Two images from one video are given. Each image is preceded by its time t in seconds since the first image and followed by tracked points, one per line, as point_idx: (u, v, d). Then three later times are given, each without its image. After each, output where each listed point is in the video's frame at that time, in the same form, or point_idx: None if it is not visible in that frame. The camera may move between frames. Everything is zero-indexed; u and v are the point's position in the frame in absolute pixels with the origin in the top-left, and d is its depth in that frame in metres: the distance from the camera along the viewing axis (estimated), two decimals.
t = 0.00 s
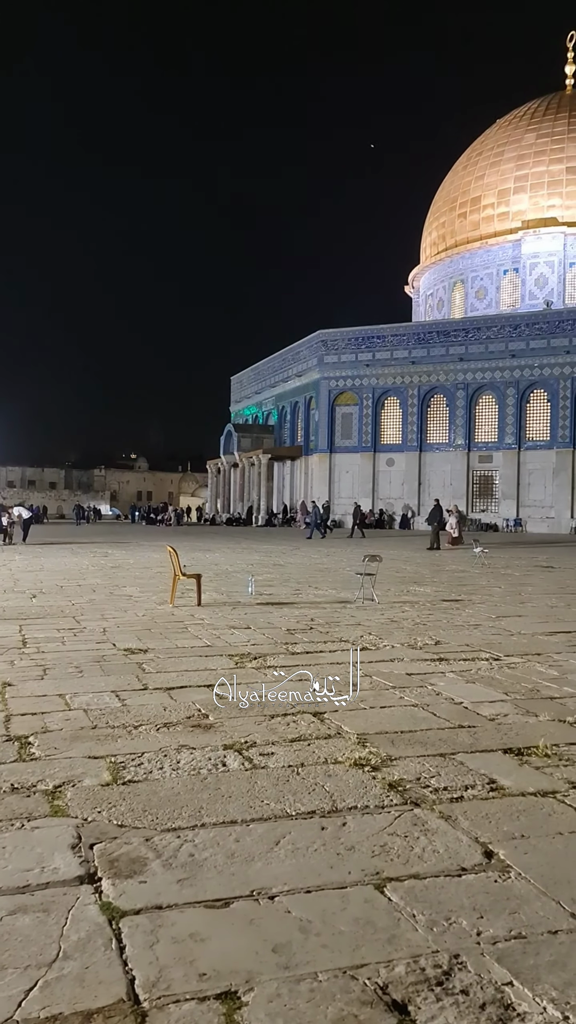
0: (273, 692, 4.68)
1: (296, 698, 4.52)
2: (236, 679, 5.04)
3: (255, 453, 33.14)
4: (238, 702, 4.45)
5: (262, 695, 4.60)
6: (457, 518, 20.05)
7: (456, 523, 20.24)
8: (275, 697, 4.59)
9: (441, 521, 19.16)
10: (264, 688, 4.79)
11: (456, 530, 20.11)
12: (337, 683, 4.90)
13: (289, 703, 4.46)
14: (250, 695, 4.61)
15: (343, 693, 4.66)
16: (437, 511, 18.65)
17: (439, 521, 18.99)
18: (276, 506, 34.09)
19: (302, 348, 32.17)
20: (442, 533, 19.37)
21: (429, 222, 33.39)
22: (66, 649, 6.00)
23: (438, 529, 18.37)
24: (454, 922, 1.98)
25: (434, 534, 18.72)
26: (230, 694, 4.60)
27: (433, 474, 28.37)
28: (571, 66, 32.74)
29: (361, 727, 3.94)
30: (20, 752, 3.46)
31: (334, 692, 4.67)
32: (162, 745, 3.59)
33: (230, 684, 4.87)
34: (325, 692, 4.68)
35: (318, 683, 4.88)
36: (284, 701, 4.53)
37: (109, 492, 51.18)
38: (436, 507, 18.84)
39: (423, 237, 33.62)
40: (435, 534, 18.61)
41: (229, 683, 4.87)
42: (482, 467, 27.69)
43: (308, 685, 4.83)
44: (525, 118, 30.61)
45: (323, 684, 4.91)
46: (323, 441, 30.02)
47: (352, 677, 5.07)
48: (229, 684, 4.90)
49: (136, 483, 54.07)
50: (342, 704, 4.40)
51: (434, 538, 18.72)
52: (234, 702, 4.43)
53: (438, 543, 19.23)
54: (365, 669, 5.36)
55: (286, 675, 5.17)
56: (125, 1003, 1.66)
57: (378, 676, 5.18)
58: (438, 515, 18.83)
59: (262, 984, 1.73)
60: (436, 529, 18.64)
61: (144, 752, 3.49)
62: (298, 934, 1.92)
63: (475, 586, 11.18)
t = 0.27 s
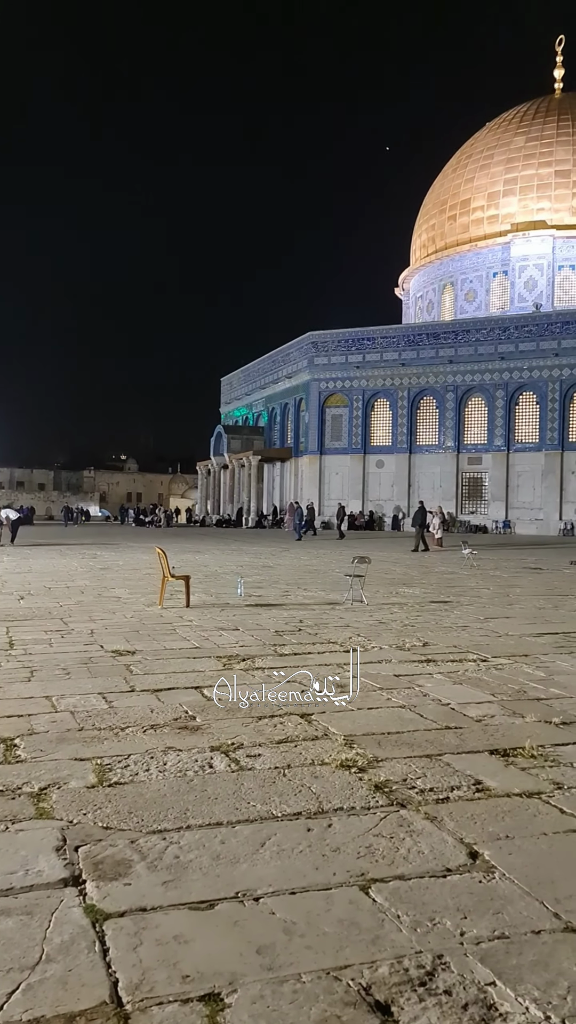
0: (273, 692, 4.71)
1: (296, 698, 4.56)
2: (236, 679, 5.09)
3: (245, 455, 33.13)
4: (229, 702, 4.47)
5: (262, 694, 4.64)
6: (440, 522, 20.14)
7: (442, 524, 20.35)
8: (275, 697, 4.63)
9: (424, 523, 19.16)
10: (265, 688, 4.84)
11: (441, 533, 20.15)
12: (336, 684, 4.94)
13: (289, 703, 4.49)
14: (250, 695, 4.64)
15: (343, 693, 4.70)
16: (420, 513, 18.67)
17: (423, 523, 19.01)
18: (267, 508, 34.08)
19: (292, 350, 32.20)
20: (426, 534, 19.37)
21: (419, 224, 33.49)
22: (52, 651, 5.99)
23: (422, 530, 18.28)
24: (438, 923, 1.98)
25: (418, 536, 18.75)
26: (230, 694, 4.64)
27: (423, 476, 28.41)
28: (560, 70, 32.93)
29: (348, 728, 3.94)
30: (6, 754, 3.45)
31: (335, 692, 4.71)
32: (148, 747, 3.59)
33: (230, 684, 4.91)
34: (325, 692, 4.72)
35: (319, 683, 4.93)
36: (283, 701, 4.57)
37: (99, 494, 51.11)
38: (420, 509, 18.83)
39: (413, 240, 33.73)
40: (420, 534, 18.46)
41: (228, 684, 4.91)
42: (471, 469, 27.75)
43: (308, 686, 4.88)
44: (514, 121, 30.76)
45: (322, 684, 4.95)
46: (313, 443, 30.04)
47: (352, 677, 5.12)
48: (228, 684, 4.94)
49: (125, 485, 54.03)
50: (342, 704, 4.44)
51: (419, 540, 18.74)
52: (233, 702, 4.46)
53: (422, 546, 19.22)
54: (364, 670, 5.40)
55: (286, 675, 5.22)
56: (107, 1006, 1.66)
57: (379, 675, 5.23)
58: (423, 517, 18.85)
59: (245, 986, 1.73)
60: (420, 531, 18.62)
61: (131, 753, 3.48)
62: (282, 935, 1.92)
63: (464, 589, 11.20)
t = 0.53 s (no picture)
0: (273, 692, 4.75)
1: (296, 698, 4.60)
2: (236, 679, 5.13)
3: (233, 456, 33.10)
4: (217, 703, 4.48)
5: (261, 695, 4.67)
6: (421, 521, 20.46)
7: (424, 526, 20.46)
8: (275, 697, 4.67)
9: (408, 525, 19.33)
10: (264, 689, 4.88)
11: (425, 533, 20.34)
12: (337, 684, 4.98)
13: (288, 703, 4.53)
14: (249, 695, 4.68)
15: (342, 693, 4.74)
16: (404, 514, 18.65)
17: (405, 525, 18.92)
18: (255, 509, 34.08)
19: (280, 351, 32.21)
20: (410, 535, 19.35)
21: (407, 226, 33.59)
22: (38, 653, 5.95)
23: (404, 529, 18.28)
24: (421, 923, 1.99)
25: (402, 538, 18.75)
26: (230, 694, 4.67)
27: (411, 478, 28.46)
28: (547, 75, 33.11)
29: (333, 729, 3.94)
30: None
31: (335, 693, 4.75)
32: (133, 749, 3.57)
33: (230, 685, 4.95)
34: (325, 692, 4.77)
35: (318, 684, 4.97)
36: (282, 701, 4.60)
37: (86, 494, 50.96)
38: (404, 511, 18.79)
39: (402, 242, 33.82)
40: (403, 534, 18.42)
41: (229, 684, 4.95)
42: (459, 471, 27.84)
43: (308, 686, 4.92)
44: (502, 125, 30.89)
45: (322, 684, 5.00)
46: (301, 444, 30.05)
47: (352, 677, 5.17)
48: (228, 684, 4.98)
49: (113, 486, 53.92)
50: (343, 704, 4.48)
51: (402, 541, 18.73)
52: (234, 702, 4.50)
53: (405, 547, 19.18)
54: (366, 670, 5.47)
55: (286, 675, 5.27)
56: (88, 1009, 1.65)
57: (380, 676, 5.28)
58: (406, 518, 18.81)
59: (228, 988, 1.72)
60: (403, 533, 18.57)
61: (115, 755, 3.47)
62: (264, 937, 1.92)
63: (451, 590, 11.23)
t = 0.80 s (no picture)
0: (272, 692, 4.80)
1: (298, 698, 4.66)
2: (236, 679, 5.20)
3: (221, 457, 33.06)
4: (202, 706, 4.47)
5: (261, 695, 4.72)
6: (402, 522, 20.93)
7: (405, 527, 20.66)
8: (274, 697, 4.72)
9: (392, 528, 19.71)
10: (264, 688, 4.93)
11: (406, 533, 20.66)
12: (338, 684, 5.05)
13: (288, 703, 4.59)
14: (250, 695, 4.73)
15: (343, 693, 4.80)
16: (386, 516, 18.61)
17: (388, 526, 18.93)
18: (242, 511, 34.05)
19: (267, 353, 32.22)
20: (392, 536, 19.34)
21: (394, 229, 33.69)
22: (23, 657, 5.91)
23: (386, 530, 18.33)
24: (404, 924, 1.99)
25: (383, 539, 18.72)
26: (230, 694, 4.71)
27: (399, 480, 28.53)
28: (533, 79, 33.31)
29: (318, 731, 3.95)
30: None
31: (334, 693, 4.80)
32: (117, 752, 3.56)
33: (230, 685, 5.00)
34: (325, 692, 4.81)
35: (319, 683, 5.03)
36: (284, 701, 4.65)
37: (73, 496, 50.83)
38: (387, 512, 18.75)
39: (389, 245, 33.92)
40: (387, 536, 18.42)
41: (229, 684, 5.01)
42: (446, 473, 27.93)
43: (309, 686, 4.97)
44: (488, 128, 31.05)
45: (323, 685, 5.05)
46: (289, 446, 30.05)
47: (352, 677, 5.23)
48: (228, 684, 5.04)
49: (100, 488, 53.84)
50: (343, 704, 4.53)
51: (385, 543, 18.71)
52: (233, 702, 4.55)
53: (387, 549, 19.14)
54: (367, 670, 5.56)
55: (287, 675, 5.33)
56: (70, 1013, 1.65)
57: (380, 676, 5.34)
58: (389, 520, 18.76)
59: (210, 991, 1.72)
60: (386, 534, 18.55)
61: (98, 758, 3.46)
62: (247, 940, 1.92)
63: (437, 591, 11.24)
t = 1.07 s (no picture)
0: (272, 693, 4.87)
1: (296, 698, 4.71)
2: (236, 679, 5.27)
3: (206, 459, 33.01)
4: (186, 708, 4.46)
5: (261, 695, 4.79)
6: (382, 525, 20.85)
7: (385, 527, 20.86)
8: (274, 698, 4.79)
9: (369, 530, 20.15)
10: (264, 688, 5.00)
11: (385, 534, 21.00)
12: (337, 684, 5.11)
13: (288, 703, 4.65)
14: (250, 695, 4.79)
15: (342, 693, 4.87)
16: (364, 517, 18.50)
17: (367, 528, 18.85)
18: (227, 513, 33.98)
19: (252, 355, 32.22)
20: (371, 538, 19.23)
21: (379, 232, 33.78)
22: (7, 660, 5.87)
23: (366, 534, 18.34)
24: (386, 926, 1.99)
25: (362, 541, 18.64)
26: (231, 695, 4.78)
27: (384, 481, 28.58)
28: (517, 84, 33.52)
29: (302, 734, 3.94)
30: None
31: (334, 693, 4.87)
32: (100, 755, 3.55)
33: (230, 685, 5.06)
34: (325, 692, 4.88)
35: (318, 684, 5.08)
36: (284, 701, 4.72)
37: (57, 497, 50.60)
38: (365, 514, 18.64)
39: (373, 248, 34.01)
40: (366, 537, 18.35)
41: (229, 684, 5.07)
42: (431, 475, 28.02)
43: (308, 686, 5.03)
44: (472, 132, 31.18)
45: (322, 685, 5.11)
46: (274, 448, 30.05)
47: (353, 677, 5.31)
48: (228, 684, 5.11)
49: (85, 490, 53.69)
50: (343, 704, 4.59)
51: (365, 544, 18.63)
52: (234, 702, 4.61)
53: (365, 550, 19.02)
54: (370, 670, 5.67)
55: (287, 675, 5.40)
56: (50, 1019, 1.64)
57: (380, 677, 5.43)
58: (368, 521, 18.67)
59: (190, 995, 1.72)
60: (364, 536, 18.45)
61: (81, 762, 3.45)
62: (229, 943, 1.91)
63: (421, 593, 11.26)
